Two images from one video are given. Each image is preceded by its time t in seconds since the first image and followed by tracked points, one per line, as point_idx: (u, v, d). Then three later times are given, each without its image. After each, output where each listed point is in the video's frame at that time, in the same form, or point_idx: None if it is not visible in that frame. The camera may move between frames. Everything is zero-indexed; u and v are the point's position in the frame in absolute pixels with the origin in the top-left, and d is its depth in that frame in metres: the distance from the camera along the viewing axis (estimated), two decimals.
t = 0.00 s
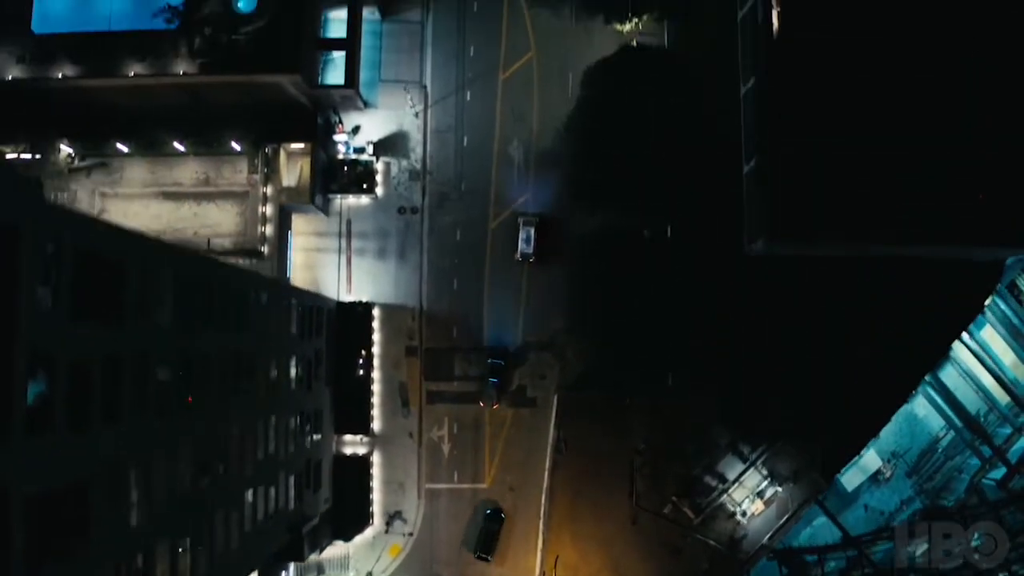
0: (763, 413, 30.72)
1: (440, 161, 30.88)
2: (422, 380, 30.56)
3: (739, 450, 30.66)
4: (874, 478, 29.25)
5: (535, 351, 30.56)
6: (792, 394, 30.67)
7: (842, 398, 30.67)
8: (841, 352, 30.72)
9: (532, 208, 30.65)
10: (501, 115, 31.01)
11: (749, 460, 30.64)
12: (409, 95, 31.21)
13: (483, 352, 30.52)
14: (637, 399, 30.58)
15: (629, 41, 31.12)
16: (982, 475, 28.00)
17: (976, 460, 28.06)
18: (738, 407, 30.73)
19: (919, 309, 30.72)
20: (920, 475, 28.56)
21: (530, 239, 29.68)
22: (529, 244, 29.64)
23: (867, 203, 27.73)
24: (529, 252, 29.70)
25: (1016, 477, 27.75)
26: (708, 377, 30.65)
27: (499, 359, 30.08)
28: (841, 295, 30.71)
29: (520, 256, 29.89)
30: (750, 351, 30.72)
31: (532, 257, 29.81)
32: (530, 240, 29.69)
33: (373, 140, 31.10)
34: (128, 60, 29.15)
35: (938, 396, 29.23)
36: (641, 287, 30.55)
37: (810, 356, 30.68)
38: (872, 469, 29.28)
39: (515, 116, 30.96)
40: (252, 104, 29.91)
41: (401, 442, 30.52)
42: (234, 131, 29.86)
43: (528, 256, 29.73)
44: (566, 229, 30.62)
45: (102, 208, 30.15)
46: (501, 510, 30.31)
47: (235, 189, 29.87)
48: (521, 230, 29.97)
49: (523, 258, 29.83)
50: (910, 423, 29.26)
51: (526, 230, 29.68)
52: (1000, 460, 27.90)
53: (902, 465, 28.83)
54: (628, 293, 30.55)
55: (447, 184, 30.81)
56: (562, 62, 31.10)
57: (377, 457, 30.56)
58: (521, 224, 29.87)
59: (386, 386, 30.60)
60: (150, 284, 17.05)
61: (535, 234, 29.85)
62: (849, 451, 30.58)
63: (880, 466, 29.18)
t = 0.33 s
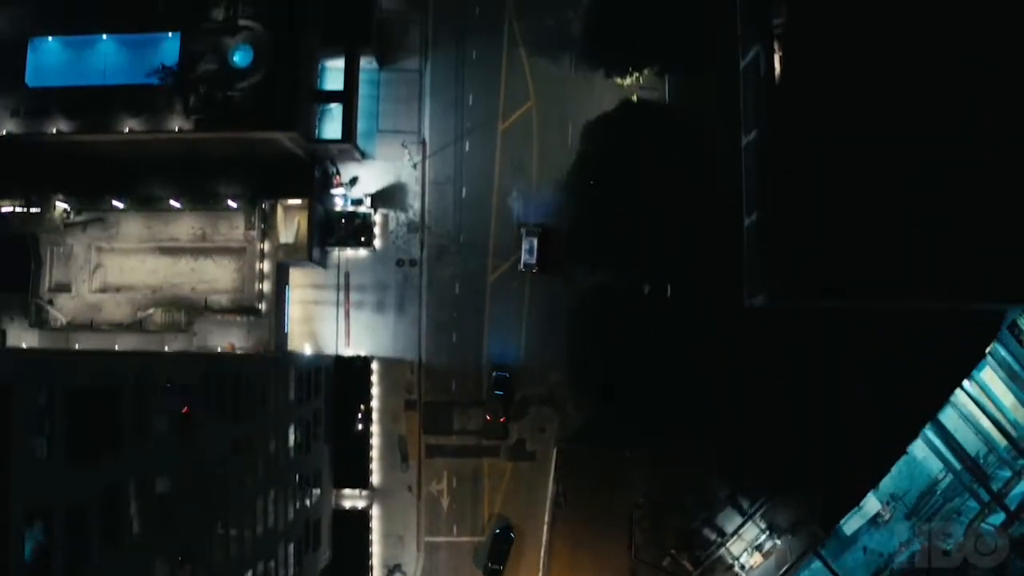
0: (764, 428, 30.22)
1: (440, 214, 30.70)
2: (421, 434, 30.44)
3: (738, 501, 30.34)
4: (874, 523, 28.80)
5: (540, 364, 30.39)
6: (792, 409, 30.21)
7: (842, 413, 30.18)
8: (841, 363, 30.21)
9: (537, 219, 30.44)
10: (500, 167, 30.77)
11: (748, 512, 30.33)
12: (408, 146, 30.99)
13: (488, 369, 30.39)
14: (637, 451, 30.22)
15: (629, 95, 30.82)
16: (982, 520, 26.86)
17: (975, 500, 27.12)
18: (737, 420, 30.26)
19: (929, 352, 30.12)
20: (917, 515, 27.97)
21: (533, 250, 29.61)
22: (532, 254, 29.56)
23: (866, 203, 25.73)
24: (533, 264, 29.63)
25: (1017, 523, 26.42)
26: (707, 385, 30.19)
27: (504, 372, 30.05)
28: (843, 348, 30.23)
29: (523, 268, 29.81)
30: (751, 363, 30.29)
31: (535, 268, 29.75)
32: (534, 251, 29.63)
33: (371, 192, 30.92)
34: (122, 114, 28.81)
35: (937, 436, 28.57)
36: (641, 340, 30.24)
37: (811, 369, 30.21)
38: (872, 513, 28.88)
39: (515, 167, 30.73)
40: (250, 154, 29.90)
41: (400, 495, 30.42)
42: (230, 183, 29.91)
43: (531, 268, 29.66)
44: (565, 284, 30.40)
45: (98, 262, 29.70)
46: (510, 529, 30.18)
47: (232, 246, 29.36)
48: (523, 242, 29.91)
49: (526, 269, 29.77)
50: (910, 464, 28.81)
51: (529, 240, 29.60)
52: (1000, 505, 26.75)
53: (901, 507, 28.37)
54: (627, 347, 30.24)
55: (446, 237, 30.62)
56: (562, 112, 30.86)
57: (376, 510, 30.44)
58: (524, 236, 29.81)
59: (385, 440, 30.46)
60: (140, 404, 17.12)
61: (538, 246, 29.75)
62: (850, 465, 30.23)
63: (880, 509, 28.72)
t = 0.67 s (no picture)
0: (764, 442, 30.08)
1: (441, 271, 30.59)
2: (422, 490, 30.38)
3: (739, 557, 29.71)
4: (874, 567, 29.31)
5: (539, 420, 30.42)
6: (792, 409, 30.16)
7: (842, 413, 29.93)
8: (843, 385, 29.90)
9: (541, 231, 30.51)
10: (501, 222, 30.56)
11: (750, 568, 29.65)
12: (408, 200, 30.85)
13: (493, 382, 30.40)
14: (638, 509, 29.85)
15: (631, 153, 30.81)
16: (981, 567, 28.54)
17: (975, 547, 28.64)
18: (737, 433, 30.15)
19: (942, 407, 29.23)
20: (919, 560, 29.05)
21: (538, 262, 29.84)
22: (536, 266, 29.80)
23: (867, 203, 27.85)
24: (537, 275, 29.87)
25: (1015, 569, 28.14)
26: (708, 413, 30.14)
27: (511, 386, 30.04)
28: (848, 405, 29.89)
29: (527, 278, 30.06)
30: (752, 389, 30.29)
31: (539, 279, 29.99)
32: (539, 263, 29.86)
33: (371, 247, 30.73)
34: (119, 175, 28.58)
35: (941, 484, 28.86)
36: (643, 397, 30.15)
37: (808, 364, 28.87)
38: (873, 559, 29.31)
39: (516, 222, 30.56)
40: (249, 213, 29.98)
41: (400, 550, 30.33)
42: (229, 241, 29.92)
43: (536, 279, 29.92)
44: (565, 340, 30.42)
45: (97, 319, 29.43)
46: (521, 545, 30.20)
47: (231, 304, 29.23)
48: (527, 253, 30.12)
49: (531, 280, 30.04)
50: (910, 509, 29.24)
51: (534, 253, 29.84)
52: (1001, 555, 28.36)
53: (903, 552, 29.08)
54: (628, 403, 30.17)
55: (447, 292, 30.50)
56: (562, 167, 30.78)
57: (377, 566, 30.30)
58: (528, 248, 30.02)
59: (386, 496, 30.38)
60: (141, 529, 16.97)
61: (543, 257, 30.01)
62: (850, 465, 29.89)
63: (881, 554, 29.22)
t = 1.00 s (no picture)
0: (765, 500, 30.06)
1: (443, 327, 30.57)
2: (424, 545, 30.31)
3: None
4: None
5: (538, 477, 30.31)
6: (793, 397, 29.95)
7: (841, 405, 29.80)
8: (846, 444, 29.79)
9: (545, 239, 30.51)
10: (503, 278, 30.52)
11: None
12: (409, 255, 30.80)
13: (501, 391, 30.31)
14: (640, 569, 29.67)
15: (635, 214, 30.64)
16: None
17: None
18: (738, 490, 30.10)
19: (938, 466, 29.17)
20: None
21: (542, 270, 29.87)
22: (541, 275, 29.83)
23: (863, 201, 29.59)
24: (542, 284, 29.92)
25: None
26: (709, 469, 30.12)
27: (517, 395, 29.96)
28: (851, 464, 29.68)
29: (531, 287, 30.07)
30: (753, 446, 30.22)
31: (544, 287, 30.04)
32: (543, 272, 29.89)
33: (371, 303, 30.70)
34: (117, 236, 28.28)
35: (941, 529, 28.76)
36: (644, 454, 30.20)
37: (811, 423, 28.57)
38: None
39: (517, 277, 30.49)
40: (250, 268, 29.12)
41: None
42: (229, 296, 29.14)
43: (541, 288, 29.98)
44: (567, 396, 30.32)
45: (98, 377, 29.42)
46: (534, 557, 30.05)
47: (232, 363, 29.15)
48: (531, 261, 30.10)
49: (535, 289, 30.08)
50: (911, 557, 28.87)
51: (539, 261, 29.84)
52: None
53: None
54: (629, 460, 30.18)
55: (449, 348, 30.49)
56: (564, 222, 30.62)
57: None
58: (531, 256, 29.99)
59: (387, 550, 30.31)
60: None
61: (547, 266, 30.06)
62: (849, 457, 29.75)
63: None
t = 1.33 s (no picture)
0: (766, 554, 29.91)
1: (444, 380, 30.50)
2: None
3: None
4: None
5: (538, 528, 30.30)
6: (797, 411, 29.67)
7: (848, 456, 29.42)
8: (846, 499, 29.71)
9: (546, 245, 30.52)
10: (503, 334, 30.42)
11: None
12: (409, 308, 30.66)
13: (504, 397, 30.37)
14: None
15: (637, 271, 30.49)
16: None
17: None
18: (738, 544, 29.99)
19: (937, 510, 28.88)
20: None
21: (546, 274, 29.63)
22: (545, 280, 29.60)
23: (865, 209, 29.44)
24: (546, 289, 29.69)
25: None
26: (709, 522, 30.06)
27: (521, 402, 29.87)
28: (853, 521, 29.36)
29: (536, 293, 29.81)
30: (752, 499, 30.15)
31: (548, 292, 29.82)
32: (546, 277, 29.66)
33: (372, 355, 30.62)
34: (116, 294, 27.96)
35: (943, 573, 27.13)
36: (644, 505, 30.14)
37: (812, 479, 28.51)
38: None
39: (517, 330, 30.42)
40: (250, 321, 28.16)
41: None
42: (229, 346, 28.42)
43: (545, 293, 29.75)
44: (568, 447, 30.35)
45: (98, 432, 29.24)
46: (542, 561, 30.14)
47: (232, 419, 28.73)
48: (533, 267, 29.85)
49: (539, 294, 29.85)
50: None
51: (541, 266, 29.58)
52: None
53: None
54: (629, 512, 30.16)
55: (450, 402, 30.42)
56: (567, 275, 30.58)
57: None
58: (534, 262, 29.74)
59: None
60: None
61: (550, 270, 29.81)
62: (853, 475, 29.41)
63: None
